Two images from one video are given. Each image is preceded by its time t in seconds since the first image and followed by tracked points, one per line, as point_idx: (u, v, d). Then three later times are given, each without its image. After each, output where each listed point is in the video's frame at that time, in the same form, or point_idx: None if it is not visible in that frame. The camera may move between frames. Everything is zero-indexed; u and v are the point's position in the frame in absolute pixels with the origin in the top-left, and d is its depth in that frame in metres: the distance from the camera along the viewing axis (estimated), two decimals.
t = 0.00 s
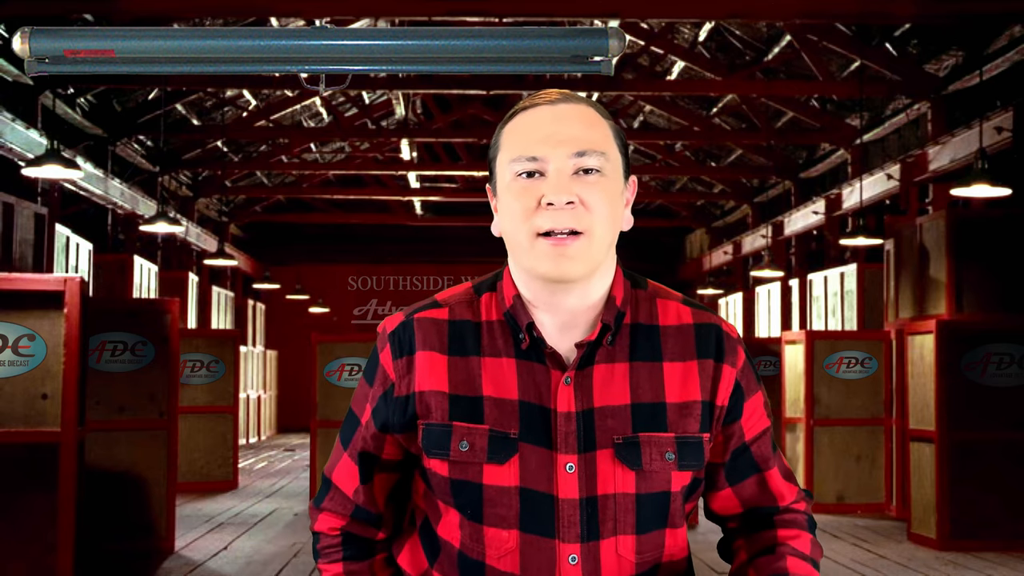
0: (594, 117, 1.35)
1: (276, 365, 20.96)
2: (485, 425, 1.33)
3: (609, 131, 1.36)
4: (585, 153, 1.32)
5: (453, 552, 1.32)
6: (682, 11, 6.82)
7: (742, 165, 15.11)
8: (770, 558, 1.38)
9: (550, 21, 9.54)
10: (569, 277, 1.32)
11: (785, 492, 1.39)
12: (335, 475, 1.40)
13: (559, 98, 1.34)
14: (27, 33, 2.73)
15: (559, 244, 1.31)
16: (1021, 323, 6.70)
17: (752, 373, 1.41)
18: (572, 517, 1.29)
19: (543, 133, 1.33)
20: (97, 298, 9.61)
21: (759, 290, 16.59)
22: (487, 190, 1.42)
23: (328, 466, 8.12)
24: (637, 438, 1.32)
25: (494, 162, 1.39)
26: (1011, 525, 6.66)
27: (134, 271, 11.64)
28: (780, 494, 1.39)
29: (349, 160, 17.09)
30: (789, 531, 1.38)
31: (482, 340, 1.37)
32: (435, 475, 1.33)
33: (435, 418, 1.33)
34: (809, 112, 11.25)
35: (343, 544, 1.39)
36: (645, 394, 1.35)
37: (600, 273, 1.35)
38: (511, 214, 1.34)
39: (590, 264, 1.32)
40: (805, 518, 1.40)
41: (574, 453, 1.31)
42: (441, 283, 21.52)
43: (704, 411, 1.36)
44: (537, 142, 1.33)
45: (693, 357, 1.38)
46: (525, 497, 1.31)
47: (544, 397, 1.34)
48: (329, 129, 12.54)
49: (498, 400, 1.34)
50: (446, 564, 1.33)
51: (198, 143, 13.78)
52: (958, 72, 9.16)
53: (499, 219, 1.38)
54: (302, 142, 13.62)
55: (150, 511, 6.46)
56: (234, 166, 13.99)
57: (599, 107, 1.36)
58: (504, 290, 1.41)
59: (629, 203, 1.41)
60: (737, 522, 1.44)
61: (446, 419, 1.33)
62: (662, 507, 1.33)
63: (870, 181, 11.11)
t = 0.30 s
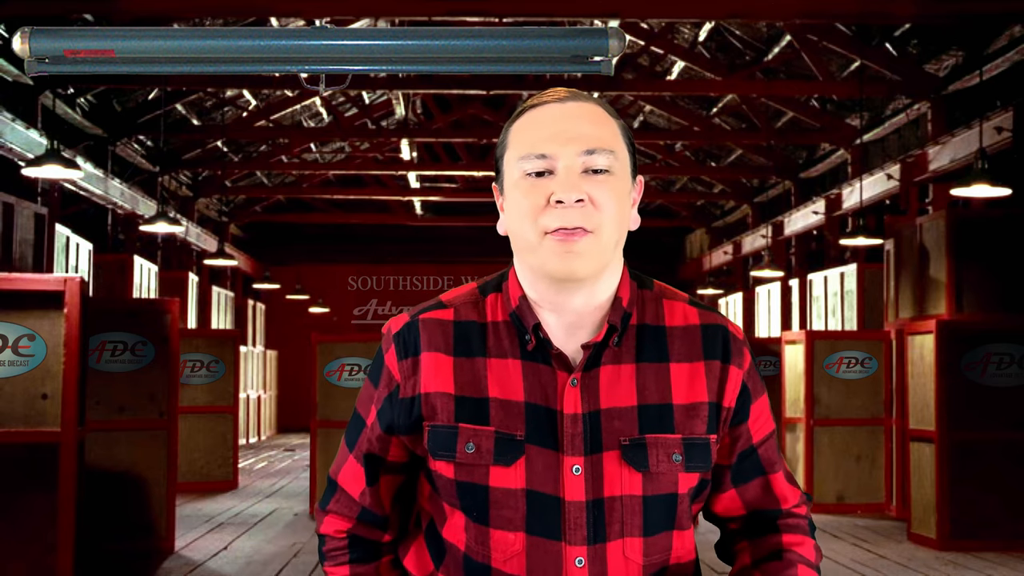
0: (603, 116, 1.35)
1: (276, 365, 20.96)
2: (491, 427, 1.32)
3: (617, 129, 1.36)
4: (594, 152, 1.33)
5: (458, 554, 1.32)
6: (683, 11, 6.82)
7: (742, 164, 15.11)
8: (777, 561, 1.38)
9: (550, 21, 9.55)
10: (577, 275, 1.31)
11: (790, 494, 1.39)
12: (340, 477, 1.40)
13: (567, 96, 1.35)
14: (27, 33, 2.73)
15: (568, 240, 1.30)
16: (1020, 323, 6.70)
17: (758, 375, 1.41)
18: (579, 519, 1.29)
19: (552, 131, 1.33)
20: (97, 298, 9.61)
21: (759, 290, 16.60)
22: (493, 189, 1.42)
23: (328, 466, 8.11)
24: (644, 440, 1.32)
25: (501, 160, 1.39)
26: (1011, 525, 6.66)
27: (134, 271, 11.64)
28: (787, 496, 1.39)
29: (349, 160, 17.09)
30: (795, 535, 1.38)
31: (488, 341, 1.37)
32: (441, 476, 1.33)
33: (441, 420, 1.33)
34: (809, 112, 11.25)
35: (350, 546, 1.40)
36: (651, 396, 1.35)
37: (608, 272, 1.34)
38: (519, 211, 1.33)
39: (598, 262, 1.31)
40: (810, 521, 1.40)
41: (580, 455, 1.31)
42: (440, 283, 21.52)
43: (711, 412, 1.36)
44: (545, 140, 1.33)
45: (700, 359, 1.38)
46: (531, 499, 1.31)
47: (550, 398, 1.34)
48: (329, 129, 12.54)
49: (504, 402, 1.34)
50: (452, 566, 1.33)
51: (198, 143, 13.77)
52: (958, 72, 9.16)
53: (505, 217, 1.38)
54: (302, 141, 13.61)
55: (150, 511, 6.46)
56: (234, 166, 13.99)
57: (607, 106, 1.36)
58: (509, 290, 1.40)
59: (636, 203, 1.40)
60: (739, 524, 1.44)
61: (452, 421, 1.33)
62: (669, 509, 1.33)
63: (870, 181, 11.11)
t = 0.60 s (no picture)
0: (606, 118, 1.35)
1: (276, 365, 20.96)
2: (497, 432, 1.32)
3: (618, 131, 1.36)
4: (596, 155, 1.33)
5: (465, 558, 1.33)
6: (683, 11, 6.81)
7: (742, 165, 15.11)
8: (784, 559, 1.38)
9: (549, 21, 9.55)
10: (580, 282, 1.32)
11: (797, 489, 1.40)
12: (344, 482, 1.40)
13: (567, 98, 1.35)
14: (27, 33, 2.73)
15: (572, 247, 1.31)
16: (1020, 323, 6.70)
17: (763, 373, 1.41)
18: (586, 523, 1.29)
19: (553, 135, 1.33)
20: (96, 298, 9.61)
21: (759, 290, 16.59)
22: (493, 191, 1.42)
23: (329, 466, 8.11)
24: (650, 442, 1.32)
25: (501, 162, 1.39)
26: (1011, 525, 6.66)
27: (133, 271, 11.64)
28: (793, 490, 1.39)
29: (349, 160, 17.09)
30: (803, 531, 1.39)
31: (492, 346, 1.38)
32: (446, 482, 1.33)
33: (446, 426, 1.33)
34: (809, 112, 11.25)
35: (355, 550, 1.39)
36: (657, 398, 1.35)
37: (611, 276, 1.35)
38: (522, 217, 1.33)
39: (602, 267, 1.32)
40: (815, 516, 1.40)
41: (587, 458, 1.30)
42: (441, 283, 21.52)
43: (716, 412, 1.36)
44: (547, 144, 1.33)
45: (705, 359, 1.38)
46: (537, 504, 1.31)
47: (555, 402, 1.34)
48: (329, 129, 12.54)
49: (509, 406, 1.34)
50: (460, 568, 1.33)
51: (198, 143, 13.77)
52: (959, 72, 9.16)
53: (506, 220, 1.38)
54: (302, 142, 13.61)
55: (149, 511, 6.45)
56: (234, 167, 13.99)
57: (608, 106, 1.36)
58: (512, 293, 1.41)
59: (639, 203, 1.41)
60: (747, 517, 1.44)
61: (457, 426, 1.33)
62: (676, 511, 1.33)
63: (870, 181, 11.11)
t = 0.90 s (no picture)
0: (603, 122, 1.35)
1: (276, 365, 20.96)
2: (496, 436, 1.32)
3: (614, 135, 1.36)
4: (594, 162, 1.32)
5: (465, 562, 1.32)
6: (683, 11, 6.81)
7: (742, 164, 15.11)
8: (769, 559, 1.40)
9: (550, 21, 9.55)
10: (577, 287, 1.32)
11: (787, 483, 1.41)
12: (337, 488, 1.39)
13: (564, 101, 1.34)
14: (27, 33, 2.73)
15: (571, 251, 1.31)
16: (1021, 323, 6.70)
17: (756, 371, 1.41)
18: (587, 525, 1.29)
19: (550, 141, 1.32)
20: (97, 298, 9.61)
21: (759, 290, 16.60)
22: (487, 193, 1.41)
23: (328, 466, 8.12)
24: (649, 443, 1.33)
25: (496, 166, 1.38)
26: (1011, 525, 6.66)
27: (133, 271, 11.64)
28: (783, 484, 1.40)
29: (349, 160, 17.10)
30: (790, 527, 1.39)
31: (488, 348, 1.37)
32: (446, 487, 1.32)
33: (445, 431, 1.32)
34: (809, 112, 11.25)
35: (350, 556, 1.39)
36: (655, 398, 1.35)
37: (609, 277, 1.35)
38: (520, 221, 1.33)
39: (600, 273, 1.32)
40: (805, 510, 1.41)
41: (586, 460, 1.31)
42: (441, 283, 21.52)
43: (712, 412, 1.37)
44: (545, 151, 1.32)
45: (701, 358, 1.38)
46: (538, 506, 1.31)
47: (554, 404, 1.34)
48: (329, 129, 12.55)
49: (508, 409, 1.33)
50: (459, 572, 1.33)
51: (198, 143, 13.76)
52: (958, 72, 9.17)
53: (503, 225, 1.38)
54: (302, 142, 13.61)
55: (149, 511, 6.45)
56: (234, 167, 14.00)
57: (605, 110, 1.35)
58: (507, 295, 1.40)
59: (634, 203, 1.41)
60: (734, 511, 1.45)
61: (455, 432, 1.32)
62: (675, 510, 1.34)
63: (870, 181, 11.11)
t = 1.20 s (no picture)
0: (586, 126, 1.34)
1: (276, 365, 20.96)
2: (489, 432, 1.32)
3: (599, 139, 1.35)
4: (573, 167, 1.32)
5: (457, 559, 1.32)
6: (683, 11, 6.81)
7: (742, 164, 15.11)
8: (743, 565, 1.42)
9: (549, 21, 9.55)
10: (556, 291, 1.33)
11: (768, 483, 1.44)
12: (331, 487, 1.39)
13: (548, 106, 1.33)
14: (27, 33, 2.73)
15: (550, 253, 1.31)
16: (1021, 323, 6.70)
17: (744, 369, 1.42)
18: (578, 520, 1.29)
19: (531, 147, 1.32)
20: (96, 298, 9.61)
21: (759, 290, 16.60)
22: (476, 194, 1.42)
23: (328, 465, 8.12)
24: (641, 440, 1.32)
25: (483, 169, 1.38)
26: (1011, 525, 6.66)
27: (133, 271, 11.64)
28: (762, 483, 1.42)
29: (349, 160, 17.10)
30: (763, 535, 1.42)
31: (481, 347, 1.37)
32: (439, 484, 1.32)
33: (438, 427, 1.32)
34: (809, 112, 11.25)
35: (342, 555, 1.38)
36: (646, 395, 1.35)
37: (596, 276, 1.35)
38: (501, 226, 1.34)
39: (580, 277, 1.32)
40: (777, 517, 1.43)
41: (577, 456, 1.30)
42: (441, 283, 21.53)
43: (703, 410, 1.37)
44: (525, 155, 1.32)
45: (691, 356, 1.38)
46: (530, 502, 1.30)
47: (545, 400, 1.34)
48: (329, 129, 12.55)
49: (500, 405, 1.33)
50: (451, 570, 1.33)
51: (198, 143, 13.76)
52: (958, 72, 9.16)
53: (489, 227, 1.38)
54: (302, 141, 13.60)
55: (150, 511, 6.44)
56: (234, 167, 14.00)
57: (589, 113, 1.34)
58: (500, 294, 1.40)
59: (623, 203, 1.40)
60: (713, 509, 1.48)
61: (449, 428, 1.32)
62: (665, 507, 1.34)
63: (870, 181, 11.11)
